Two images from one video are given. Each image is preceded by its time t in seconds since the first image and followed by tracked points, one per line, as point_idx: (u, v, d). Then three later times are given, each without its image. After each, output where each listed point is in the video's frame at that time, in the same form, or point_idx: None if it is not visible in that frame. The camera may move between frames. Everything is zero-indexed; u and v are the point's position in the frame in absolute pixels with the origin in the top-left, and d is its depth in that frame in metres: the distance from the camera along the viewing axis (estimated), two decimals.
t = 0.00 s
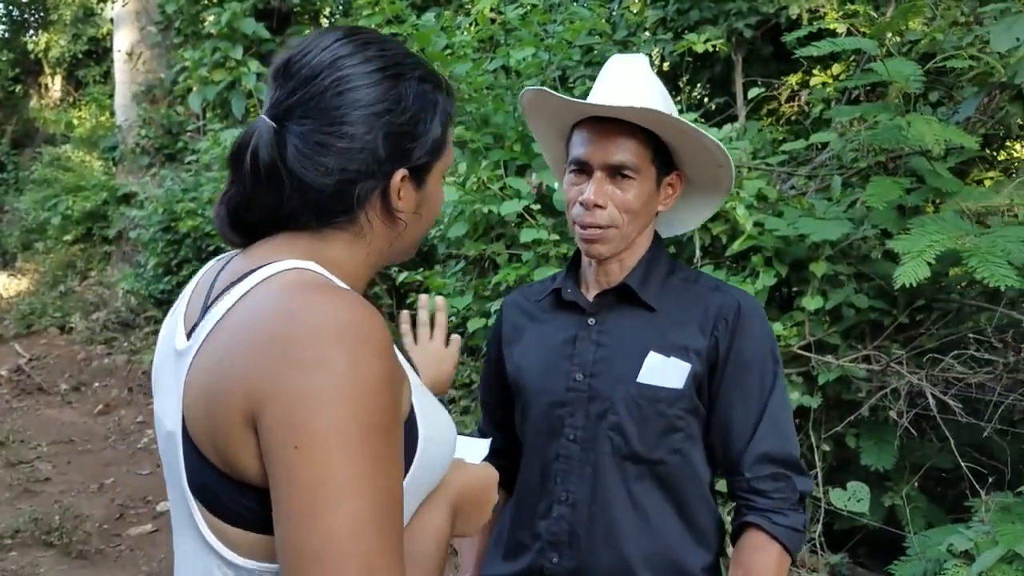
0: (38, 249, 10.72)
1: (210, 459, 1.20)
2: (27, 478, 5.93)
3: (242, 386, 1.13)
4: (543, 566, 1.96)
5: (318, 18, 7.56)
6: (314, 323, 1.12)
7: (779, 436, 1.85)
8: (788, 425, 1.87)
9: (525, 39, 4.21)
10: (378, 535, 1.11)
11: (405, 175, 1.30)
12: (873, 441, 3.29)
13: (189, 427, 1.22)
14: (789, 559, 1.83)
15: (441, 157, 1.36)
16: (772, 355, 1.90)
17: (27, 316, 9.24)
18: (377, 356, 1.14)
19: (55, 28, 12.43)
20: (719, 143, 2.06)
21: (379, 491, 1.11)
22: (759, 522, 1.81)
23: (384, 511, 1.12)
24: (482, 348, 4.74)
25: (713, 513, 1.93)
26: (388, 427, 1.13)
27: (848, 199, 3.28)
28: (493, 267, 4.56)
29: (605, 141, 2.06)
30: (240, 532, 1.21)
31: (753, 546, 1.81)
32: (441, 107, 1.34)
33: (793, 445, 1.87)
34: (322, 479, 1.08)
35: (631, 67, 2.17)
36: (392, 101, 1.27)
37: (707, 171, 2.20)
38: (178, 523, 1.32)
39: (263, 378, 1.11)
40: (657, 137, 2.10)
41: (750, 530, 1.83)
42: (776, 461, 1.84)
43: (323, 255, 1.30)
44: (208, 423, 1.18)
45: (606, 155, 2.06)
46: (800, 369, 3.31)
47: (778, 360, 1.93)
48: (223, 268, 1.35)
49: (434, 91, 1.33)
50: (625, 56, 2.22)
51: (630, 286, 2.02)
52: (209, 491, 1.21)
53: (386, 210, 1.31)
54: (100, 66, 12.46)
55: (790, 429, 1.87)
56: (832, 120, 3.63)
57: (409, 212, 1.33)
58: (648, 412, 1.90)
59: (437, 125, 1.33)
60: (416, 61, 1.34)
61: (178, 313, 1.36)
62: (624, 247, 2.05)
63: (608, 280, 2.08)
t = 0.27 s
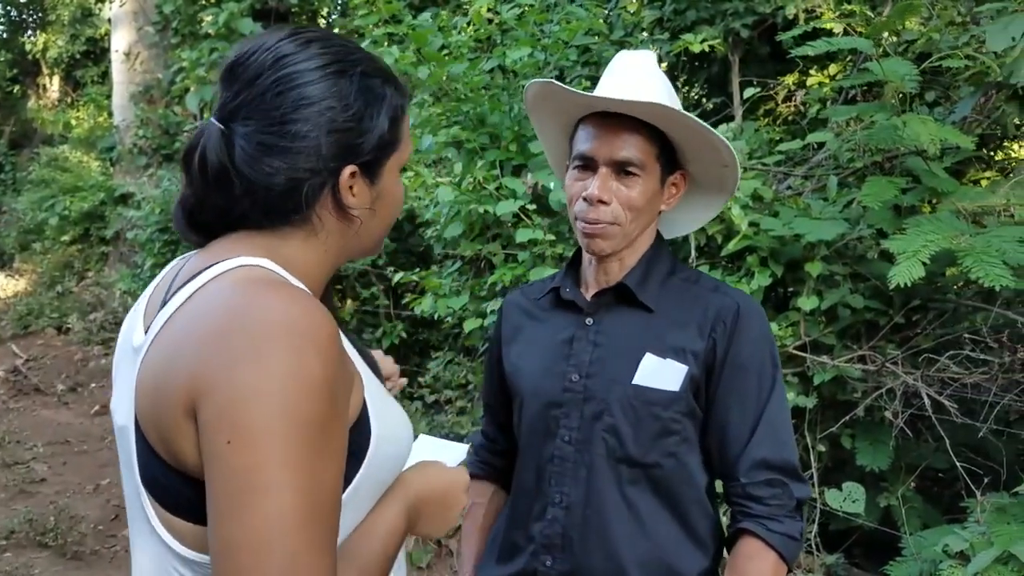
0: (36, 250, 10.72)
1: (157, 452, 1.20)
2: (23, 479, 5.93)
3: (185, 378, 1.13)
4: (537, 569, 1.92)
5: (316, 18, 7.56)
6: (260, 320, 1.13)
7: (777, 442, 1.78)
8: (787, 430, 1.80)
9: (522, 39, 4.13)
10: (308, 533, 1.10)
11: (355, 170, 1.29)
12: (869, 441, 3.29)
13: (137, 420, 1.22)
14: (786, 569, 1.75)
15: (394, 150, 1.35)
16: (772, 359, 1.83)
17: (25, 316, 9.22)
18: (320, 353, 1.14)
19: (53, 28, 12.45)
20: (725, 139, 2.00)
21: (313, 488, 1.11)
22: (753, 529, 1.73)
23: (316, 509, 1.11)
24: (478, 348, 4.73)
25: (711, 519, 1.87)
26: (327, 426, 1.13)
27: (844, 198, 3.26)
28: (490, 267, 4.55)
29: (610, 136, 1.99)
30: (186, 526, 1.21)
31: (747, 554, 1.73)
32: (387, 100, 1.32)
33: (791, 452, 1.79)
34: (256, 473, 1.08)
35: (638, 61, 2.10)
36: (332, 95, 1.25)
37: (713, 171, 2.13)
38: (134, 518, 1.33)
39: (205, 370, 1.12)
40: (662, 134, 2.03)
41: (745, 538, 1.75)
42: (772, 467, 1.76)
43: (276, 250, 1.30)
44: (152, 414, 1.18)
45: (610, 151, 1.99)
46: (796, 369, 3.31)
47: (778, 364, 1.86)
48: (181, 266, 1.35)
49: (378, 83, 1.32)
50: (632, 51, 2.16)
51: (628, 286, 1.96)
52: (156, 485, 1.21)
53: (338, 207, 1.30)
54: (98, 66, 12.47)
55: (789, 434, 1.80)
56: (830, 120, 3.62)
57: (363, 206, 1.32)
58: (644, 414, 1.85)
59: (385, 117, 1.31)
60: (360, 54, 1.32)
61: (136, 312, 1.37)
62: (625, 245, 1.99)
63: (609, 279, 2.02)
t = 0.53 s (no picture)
0: (32, 250, 10.70)
1: (116, 460, 1.22)
2: (19, 480, 5.92)
3: (144, 388, 1.15)
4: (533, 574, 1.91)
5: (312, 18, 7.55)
6: (219, 330, 1.15)
7: (776, 445, 1.77)
8: (785, 435, 1.80)
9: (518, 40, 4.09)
10: (270, 538, 1.14)
11: (304, 181, 1.32)
12: (864, 441, 3.29)
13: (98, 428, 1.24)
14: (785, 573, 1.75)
15: (344, 160, 1.38)
16: (770, 363, 1.82)
17: (22, 317, 9.21)
18: (279, 363, 1.17)
19: (51, 28, 12.46)
20: (720, 139, 1.99)
21: (275, 494, 1.14)
22: (753, 534, 1.73)
23: (278, 513, 1.15)
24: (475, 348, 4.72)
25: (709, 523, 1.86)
26: (287, 433, 1.16)
27: (840, 199, 3.26)
28: (486, 267, 4.54)
29: (607, 137, 1.98)
30: (151, 531, 1.24)
31: (747, 558, 1.73)
32: (331, 108, 1.35)
33: (790, 455, 1.79)
34: (219, 482, 1.11)
35: (634, 62, 2.08)
36: (271, 110, 1.28)
37: (710, 171, 2.12)
38: (98, 526, 1.34)
39: (164, 382, 1.14)
40: (657, 135, 2.02)
41: (744, 542, 1.75)
42: (772, 471, 1.76)
43: (233, 261, 1.34)
44: (113, 422, 1.20)
45: (607, 151, 1.97)
46: (792, 370, 3.30)
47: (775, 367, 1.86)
48: (143, 277, 1.37)
49: (320, 92, 1.34)
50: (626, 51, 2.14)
51: (626, 289, 1.95)
52: (117, 491, 1.23)
53: (290, 217, 1.34)
54: (95, 67, 12.46)
55: (787, 438, 1.80)
56: (826, 120, 3.62)
57: (315, 216, 1.36)
58: (643, 419, 1.83)
59: (331, 126, 1.34)
60: (301, 66, 1.34)
61: (99, 320, 1.38)
62: (621, 246, 1.98)
63: (605, 281, 2.01)
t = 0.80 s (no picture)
0: (30, 250, 10.69)
1: (111, 465, 1.23)
2: (16, 481, 5.91)
3: (131, 391, 1.16)
4: None
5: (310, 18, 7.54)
6: (204, 333, 1.16)
7: (791, 449, 1.78)
8: (799, 438, 1.80)
9: (517, 40, 4.09)
10: (260, 538, 1.14)
11: (295, 184, 1.32)
12: (864, 442, 3.29)
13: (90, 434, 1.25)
14: None
15: (337, 164, 1.38)
16: (782, 365, 1.83)
17: (19, 317, 9.19)
18: (265, 365, 1.17)
19: (48, 29, 12.47)
20: (726, 142, 1.98)
21: (263, 494, 1.15)
22: (769, 538, 1.73)
23: (267, 514, 1.15)
24: (474, 348, 4.73)
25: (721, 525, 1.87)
26: (275, 433, 1.16)
27: (839, 200, 3.26)
28: (485, 268, 4.55)
29: (607, 141, 1.98)
30: (147, 534, 1.24)
31: (763, 562, 1.73)
32: (325, 112, 1.35)
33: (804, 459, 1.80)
34: (206, 483, 1.11)
35: (634, 60, 2.09)
36: (264, 111, 1.28)
37: (716, 172, 2.11)
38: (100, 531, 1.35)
39: (150, 386, 1.14)
40: (661, 137, 2.02)
41: (760, 547, 1.75)
42: (787, 474, 1.77)
43: (224, 262, 1.34)
44: (103, 426, 1.21)
45: (607, 155, 1.97)
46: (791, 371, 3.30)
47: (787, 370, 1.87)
48: (136, 284, 1.37)
49: (315, 95, 1.34)
50: (627, 48, 2.14)
51: (636, 292, 1.96)
52: (114, 494, 1.25)
53: (280, 219, 1.34)
54: (93, 67, 12.44)
55: (802, 441, 1.80)
56: (825, 121, 3.62)
57: (305, 218, 1.36)
58: (656, 424, 1.83)
59: (325, 130, 1.34)
60: (299, 69, 1.34)
61: (95, 331, 1.39)
62: (625, 250, 1.99)
63: (613, 286, 2.02)
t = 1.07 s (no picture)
0: (26, 250, 10.67)
1: (106, 463, 1.23)
2: (13, 481, 5.89)
3: (122, 391, 1.16)
4: None
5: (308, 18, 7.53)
6: (194, 331, 1.16)
7: (810, 460, 1.78)
8: (818, 449, 1.80)
9: (515, 40, 4.09)
10: (253, 536, 1.14)
11: (279, 183, 1.31)
12: (862, 441, 3.27)
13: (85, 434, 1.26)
14: None
15: (324, 162, 1.36)
16: (801, 376, 1.83)
17: (16, 317, 9.17)
18: (254, 362, 1.17)
19: (45, 29, 12.46)
20: (746, 147, 1.95)
21: (255, 492, 1.14)
22: (786, 549, 1.73)
23: (260, 513, 1.15)
24: (472, 348, 4.73)
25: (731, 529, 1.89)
26: (266, 431, 1.16)
27: (836, 200, 3.26)
28: (482, 268, 4.55)
29: (627, 146, 1.97)
30: (143, 534, 1.25)
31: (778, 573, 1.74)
32: (308, 109, 1.33)
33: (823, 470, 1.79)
34: (197, 481, 1.11)
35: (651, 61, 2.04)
36: (243, 112, 1.27)
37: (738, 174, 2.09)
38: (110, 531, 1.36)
39: (140, 385, 1.14)
40: (679, 141, 2.00)
41: (777, 558, 1.75)
42: (804, 485, 1.77)
43: (213, 262, 1.34)
44: (97, 426, 1.21)
45: (628, 161, 1.96)
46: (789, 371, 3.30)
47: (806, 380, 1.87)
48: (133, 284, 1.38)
49: (298, 93, 1.33)
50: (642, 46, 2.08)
51: (653, 296, 1.96)
52: (111, 492, 1.25)
53: (265, 219, 1.34)
54: (90, 67, 12.43)
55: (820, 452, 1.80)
56: (822, 120, 3.63)
57: (291, 219, 1.35)
58: (670, 431, 1.84)
59: (308, 128, 1.32)
60: (282, 67, 1.33)
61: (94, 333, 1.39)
62: (646, 256, 2.00)
63: (628, 289, 2.03)
